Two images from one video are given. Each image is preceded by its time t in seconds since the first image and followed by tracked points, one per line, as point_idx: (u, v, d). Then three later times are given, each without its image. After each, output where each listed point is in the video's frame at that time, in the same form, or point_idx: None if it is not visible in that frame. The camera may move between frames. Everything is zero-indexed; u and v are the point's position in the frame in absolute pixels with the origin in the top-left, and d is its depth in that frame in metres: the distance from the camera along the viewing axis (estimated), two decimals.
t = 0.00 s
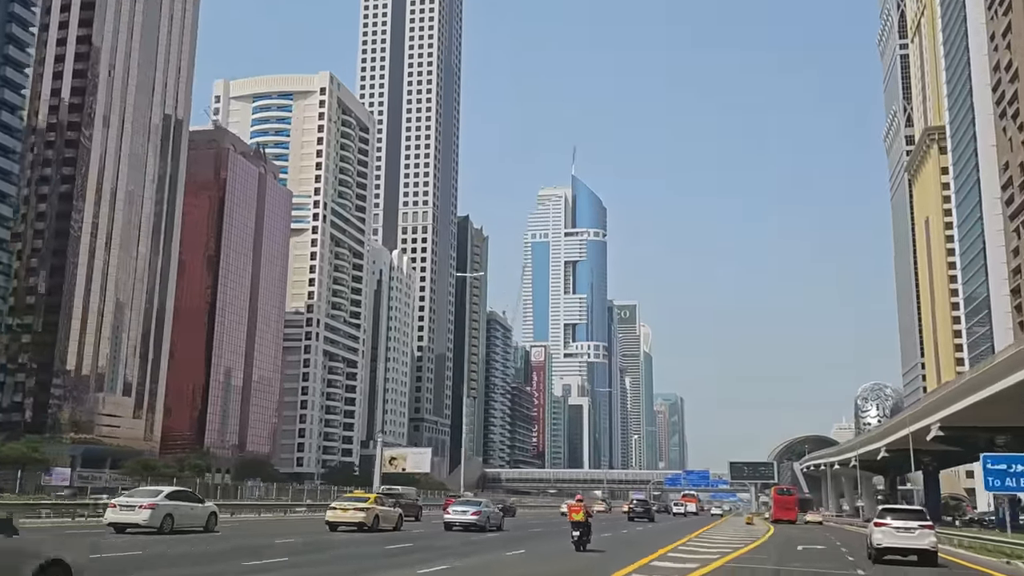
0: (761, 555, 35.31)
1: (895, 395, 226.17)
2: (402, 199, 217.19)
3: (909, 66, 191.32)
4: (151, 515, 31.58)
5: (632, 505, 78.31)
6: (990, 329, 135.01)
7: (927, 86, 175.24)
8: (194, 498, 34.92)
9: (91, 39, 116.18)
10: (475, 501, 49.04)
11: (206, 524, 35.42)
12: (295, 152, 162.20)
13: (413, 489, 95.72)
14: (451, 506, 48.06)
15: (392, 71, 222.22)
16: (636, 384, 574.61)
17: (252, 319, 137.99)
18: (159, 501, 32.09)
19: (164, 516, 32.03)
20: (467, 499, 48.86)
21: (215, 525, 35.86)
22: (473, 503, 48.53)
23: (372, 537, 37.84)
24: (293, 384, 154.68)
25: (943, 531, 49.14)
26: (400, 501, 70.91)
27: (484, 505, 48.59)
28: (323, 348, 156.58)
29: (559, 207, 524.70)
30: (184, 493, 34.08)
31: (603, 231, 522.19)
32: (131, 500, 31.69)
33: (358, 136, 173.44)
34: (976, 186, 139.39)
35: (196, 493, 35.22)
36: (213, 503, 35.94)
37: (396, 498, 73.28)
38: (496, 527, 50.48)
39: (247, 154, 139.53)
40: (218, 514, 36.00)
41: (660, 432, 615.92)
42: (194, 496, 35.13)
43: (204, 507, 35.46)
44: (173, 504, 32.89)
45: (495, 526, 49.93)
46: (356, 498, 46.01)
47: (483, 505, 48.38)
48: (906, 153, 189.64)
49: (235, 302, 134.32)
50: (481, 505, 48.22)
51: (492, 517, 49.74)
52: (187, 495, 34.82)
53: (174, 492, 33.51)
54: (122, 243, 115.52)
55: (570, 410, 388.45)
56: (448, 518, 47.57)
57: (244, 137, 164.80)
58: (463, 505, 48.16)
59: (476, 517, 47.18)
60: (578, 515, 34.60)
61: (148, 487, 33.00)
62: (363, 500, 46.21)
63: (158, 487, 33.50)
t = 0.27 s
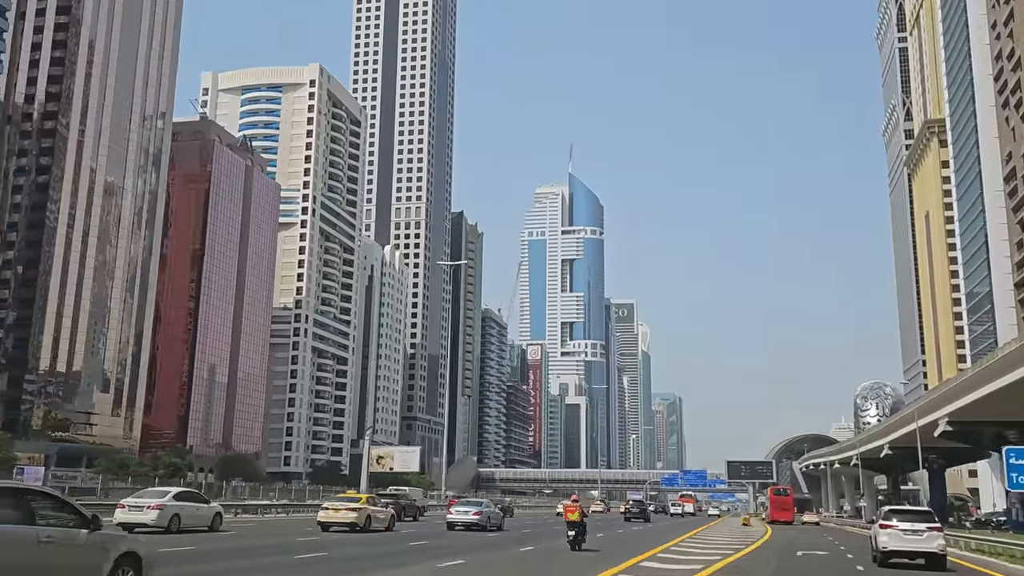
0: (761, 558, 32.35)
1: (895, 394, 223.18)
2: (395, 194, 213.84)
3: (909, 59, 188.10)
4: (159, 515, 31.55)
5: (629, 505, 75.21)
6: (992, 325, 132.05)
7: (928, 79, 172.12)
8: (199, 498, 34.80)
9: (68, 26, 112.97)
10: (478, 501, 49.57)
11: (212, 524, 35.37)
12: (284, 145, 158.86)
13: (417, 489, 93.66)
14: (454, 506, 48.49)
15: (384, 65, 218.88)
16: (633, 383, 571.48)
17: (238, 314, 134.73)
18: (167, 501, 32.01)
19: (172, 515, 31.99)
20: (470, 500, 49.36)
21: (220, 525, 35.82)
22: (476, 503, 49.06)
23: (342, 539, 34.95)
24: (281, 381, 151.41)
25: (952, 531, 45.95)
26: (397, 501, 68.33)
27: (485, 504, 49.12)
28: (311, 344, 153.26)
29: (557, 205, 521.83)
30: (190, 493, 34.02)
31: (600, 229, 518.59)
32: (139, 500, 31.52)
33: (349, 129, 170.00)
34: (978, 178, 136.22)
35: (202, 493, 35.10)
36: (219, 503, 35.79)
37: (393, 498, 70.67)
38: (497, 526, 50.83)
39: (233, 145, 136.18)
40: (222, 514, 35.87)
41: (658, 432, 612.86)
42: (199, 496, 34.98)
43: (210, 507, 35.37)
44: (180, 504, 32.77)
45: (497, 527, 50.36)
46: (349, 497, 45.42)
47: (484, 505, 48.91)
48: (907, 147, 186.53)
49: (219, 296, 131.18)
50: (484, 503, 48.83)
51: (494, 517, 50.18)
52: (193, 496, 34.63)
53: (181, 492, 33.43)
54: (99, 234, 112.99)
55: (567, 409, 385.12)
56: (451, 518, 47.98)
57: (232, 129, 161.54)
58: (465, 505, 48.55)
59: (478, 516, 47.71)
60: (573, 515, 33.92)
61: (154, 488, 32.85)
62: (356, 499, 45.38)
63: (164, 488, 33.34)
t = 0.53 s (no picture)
0: (758, 562, 29.63)
1: (895, 394, 220.19)
2: (388, 190, 210.82)
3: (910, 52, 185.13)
4: (167, 514, 33.80)
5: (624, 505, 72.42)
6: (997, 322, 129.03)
7: (929, 72, 169.28)
8: (205, 498, 36.76)
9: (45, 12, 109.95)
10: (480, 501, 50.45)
11: (218, 523, 37.46)
12: (273, 138, 155.83)
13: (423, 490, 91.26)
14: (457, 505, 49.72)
15: (378, 59, 215.93)
16: (631, 383, 568.62)
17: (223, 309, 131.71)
18: (173, 501, 34.31)
19: (179, 515, 34.30)
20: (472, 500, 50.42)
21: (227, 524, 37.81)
22: (477, 503, 49.96)
23: (305, 541, 32.29)
24: (269, 378, 148.41)
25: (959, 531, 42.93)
26: (396, 501, 65.71)
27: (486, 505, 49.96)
28: (300, 341, 150.19)
29: (554, 204, 519.02)
30: (197, 495, 36.24)
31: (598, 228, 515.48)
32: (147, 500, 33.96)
33: (340, 123, 166.94)
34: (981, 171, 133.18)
35: (208, 494, 37.19)
36: (225, 504, 37.76)
37: (392, 498, 67.82)
38: (497, 526, 51.80)
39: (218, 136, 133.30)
40: (229, 514, 37.83)
41: (657, 432, 609.74)
42: (205, 497, 37.04)
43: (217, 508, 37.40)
44: (187, 504, 35.14)
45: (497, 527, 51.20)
46: (342, 498, 44.87)
47: (486, 505, 50.11)
48: (907, 142, 183.67)
49: (204, 290, 128.17)
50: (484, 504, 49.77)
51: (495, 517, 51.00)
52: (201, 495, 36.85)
53: (188, 493, 35.90)
54: (77, 228, 110.54)
55: (564, 409, 381.90)
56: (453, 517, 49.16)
57: (221, 122, 158.53)
58: (468, 504, 49.83)
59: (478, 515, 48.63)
60: (569, 515, 34.21)
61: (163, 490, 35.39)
62: (349, 500, 44.62)
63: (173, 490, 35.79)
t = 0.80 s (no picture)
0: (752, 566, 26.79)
1: (895, 392, 217.05)
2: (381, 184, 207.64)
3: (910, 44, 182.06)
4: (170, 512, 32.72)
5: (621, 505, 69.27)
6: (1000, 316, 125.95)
7: (930, 64, 166.23)
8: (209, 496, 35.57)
9: None
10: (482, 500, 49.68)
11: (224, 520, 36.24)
12: (261, 131, 152.54)
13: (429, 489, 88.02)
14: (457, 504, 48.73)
15: (371, 52, 212.74)
16: (629, 382, 565.39)
17: (208, 303, 128.59)
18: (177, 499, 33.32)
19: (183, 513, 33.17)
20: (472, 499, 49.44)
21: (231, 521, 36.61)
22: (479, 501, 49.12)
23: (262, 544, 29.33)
24: (256, 375, 145.24)
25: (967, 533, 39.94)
26: (394, 501, 62.82)
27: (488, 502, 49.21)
28: (289, 337, 147.06)
29: (552, 202, 515.97)
30: (203, 492, 31.77)
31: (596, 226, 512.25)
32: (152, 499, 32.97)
33: (330, 115, 163.66)
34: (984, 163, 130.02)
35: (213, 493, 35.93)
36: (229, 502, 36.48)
37: (390, 498, 64.89)
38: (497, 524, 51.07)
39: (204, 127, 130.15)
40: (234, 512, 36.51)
41: (655, 432, 606.48)
42: (208, 494, 32.63)
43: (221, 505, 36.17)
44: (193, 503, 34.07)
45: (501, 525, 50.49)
46: (335, 498, 42.23)
47: (487, 504, 49.12)
48: (908, 135, 180.71)
49: (188, 284, 125.03)
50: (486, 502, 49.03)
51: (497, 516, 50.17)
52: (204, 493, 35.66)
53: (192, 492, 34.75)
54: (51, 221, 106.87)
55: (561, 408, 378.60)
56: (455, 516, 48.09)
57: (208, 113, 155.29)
58: (470, 504, 48.78)
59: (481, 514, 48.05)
60: (565, 514, 34.04)
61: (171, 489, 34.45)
62: (341, 500, 42.26)
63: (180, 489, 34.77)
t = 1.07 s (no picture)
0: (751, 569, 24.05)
1: (894, 391, 214.09)
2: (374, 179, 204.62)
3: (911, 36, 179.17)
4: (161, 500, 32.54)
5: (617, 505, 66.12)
6: (1003, 311, 122.99)
7: (932, 55, 163.43)
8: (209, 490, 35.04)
9: None
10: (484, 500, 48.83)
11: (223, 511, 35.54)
12: (250, 123, 149.55)
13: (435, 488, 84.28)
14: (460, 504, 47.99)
15: (365, 46, 209.95)
16: (628, 382, 562.24)
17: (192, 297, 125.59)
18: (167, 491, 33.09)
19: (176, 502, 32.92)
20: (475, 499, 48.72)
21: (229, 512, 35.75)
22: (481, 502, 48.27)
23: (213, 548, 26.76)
24: (243, 372, 142.20)
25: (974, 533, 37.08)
26: (394, 501, 60.11)
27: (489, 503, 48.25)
28: (277, 333, 143.98)
29: (550, 200, 513.37)
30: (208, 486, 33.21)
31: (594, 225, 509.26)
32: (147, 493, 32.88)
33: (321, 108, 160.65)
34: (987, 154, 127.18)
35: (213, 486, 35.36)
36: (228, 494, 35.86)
37: (390, 497, 62.10)
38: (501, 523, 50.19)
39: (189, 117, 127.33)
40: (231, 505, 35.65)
41: (654, 431, 603.21)
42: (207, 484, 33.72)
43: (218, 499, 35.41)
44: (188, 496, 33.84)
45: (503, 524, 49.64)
46: (330, 498, 41.76)
47: (490, 503, 48.34)
48: (909, 129, 177.97)
49: (171, 277, 122.03)
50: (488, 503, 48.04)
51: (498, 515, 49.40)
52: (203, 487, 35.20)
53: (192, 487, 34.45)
54: (26, 212, 103.73)
55: (559, 407, 375.55)
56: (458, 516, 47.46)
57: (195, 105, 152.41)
58: (473, 503, 48.35)
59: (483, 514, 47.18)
60: (561, 513, 32.58)
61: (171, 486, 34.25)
62: (338, 499, 41.95)
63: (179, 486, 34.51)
